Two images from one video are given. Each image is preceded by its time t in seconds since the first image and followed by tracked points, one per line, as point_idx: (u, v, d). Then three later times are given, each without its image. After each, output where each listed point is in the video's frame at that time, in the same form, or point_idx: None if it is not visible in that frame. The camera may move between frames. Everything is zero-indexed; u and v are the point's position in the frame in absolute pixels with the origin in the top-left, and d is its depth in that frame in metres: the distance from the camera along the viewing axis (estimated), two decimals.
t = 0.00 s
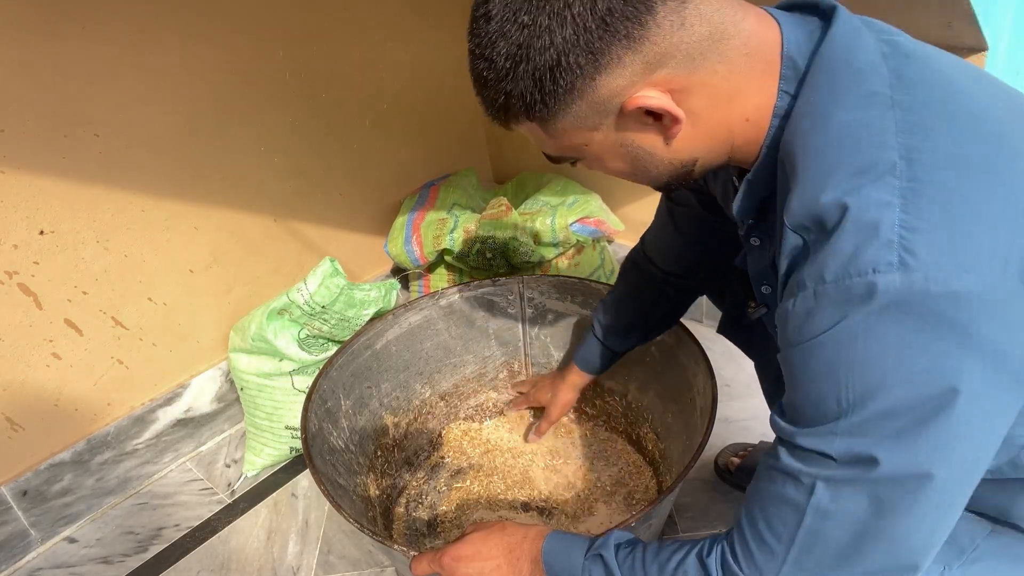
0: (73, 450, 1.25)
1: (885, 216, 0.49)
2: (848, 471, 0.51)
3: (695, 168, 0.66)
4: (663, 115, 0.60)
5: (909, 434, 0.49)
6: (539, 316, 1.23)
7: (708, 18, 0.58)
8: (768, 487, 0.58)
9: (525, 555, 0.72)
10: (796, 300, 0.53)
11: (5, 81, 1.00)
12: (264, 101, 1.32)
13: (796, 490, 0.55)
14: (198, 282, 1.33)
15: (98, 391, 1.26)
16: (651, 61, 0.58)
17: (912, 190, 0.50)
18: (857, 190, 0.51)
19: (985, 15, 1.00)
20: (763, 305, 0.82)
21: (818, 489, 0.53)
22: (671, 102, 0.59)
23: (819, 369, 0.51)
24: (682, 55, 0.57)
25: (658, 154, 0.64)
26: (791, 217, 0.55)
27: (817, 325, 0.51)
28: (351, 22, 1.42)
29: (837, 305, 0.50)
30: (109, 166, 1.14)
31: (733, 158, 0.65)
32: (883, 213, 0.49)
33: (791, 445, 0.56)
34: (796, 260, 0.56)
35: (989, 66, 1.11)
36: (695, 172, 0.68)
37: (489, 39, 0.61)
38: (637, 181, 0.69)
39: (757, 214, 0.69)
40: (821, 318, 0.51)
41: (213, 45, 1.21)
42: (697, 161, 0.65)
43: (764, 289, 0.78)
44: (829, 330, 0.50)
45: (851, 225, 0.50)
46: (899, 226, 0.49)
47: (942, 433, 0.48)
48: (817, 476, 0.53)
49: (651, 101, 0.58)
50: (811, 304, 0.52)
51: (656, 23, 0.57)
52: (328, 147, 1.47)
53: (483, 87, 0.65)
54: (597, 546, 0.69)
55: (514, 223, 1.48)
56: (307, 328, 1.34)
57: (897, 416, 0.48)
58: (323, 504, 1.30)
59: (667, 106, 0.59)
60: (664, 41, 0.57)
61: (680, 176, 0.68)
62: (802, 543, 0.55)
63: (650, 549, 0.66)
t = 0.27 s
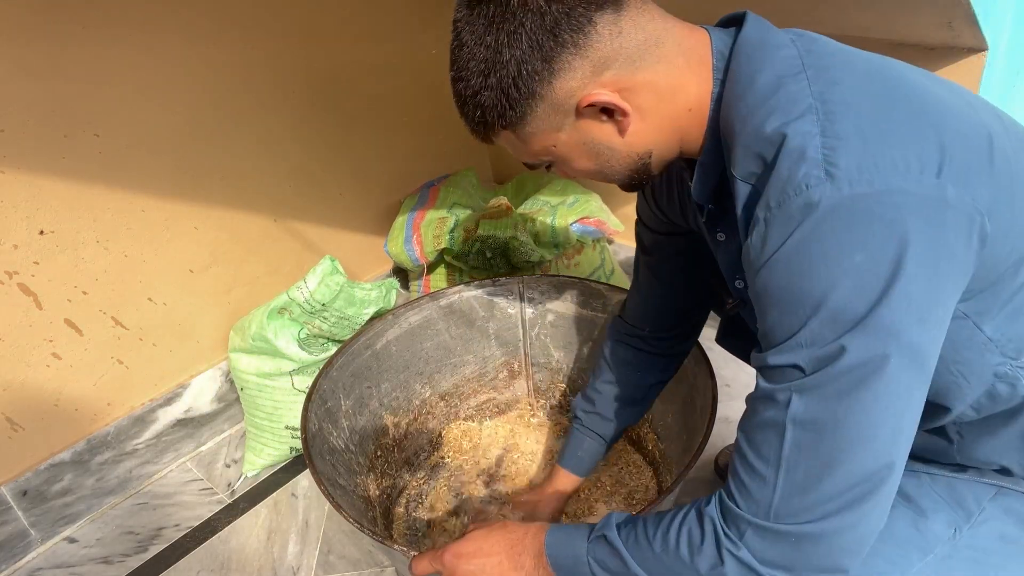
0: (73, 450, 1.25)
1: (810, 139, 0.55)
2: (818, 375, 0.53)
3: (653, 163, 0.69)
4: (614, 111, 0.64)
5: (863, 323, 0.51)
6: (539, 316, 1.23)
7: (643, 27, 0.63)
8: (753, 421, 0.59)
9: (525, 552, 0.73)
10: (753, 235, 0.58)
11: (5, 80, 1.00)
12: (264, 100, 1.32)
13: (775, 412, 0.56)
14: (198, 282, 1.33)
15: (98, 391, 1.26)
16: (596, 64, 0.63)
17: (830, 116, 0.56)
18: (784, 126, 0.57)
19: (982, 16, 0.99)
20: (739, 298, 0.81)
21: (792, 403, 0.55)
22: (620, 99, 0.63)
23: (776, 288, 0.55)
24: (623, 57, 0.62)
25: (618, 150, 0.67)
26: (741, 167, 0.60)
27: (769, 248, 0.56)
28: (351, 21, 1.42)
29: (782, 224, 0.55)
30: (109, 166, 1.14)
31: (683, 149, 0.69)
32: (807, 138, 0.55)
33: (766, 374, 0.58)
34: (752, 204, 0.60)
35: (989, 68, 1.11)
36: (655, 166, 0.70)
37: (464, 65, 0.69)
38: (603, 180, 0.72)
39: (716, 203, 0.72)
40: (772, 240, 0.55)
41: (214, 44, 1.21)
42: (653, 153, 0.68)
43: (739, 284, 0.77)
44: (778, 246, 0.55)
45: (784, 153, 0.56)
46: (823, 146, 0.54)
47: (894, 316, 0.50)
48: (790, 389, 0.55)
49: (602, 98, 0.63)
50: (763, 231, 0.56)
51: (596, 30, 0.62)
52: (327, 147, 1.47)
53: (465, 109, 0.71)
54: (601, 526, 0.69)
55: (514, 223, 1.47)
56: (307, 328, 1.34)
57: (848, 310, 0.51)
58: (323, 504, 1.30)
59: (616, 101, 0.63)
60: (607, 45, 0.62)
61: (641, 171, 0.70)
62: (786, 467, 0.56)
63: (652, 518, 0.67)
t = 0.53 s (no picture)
0: (73, 450, 1.25)
1: (801, 117, 0.55)
2: (810, 351, 0.53)
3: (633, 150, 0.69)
4: (597, 93, 0.64)
5: (855, 298, 0.51)
6: (539, 316, 1.23)
7: (624, 14, 0.64)
8: (746, 389, 0.59)
9: (525, 548, 0.73)
10: (743, 216, 0.57)
11: (5, 80, 1.00)
12: (264, 99, 1.32)
13: (769, 386, 0.56)
14: (198, 282, 1.33)
15: (98, 391, 1.26)
16: (579, 48, 0.62)
17: (819, 95, 0.56)
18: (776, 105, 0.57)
19: (984, 13, 0.99)
20: (723, 282, 0.84)
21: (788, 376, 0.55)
22: (602, 83, 0.63)
23: (768, 265, 0.55)
24: (605, 42, 0.62)
25: (600, 136, 0.67)
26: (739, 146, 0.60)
27: (762, 224, 0.55)
28: (351, 21, 1.42)
29: (773, 204, 0.55)
30: (109, 166, 1.14)
31: (665, 137, 0.70)
32: (797, 115, 0.55)
33: (759, 349, 0.58)
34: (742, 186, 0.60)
35: (990, 68, 1.10)
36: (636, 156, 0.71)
37: (446, 52, 0.68)
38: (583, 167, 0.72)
39: (698, 186, 0.73)
40: (764, 216, 0.55)
41: (214, 44, 1.21)
42: (633, 141, 0.68)
43: (722, 266, 0.79)
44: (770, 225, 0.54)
45: (776, 131, 0.56)
46: (811, 125, 0.54)
47: (883, 292, 0.50)
48: (784, 362, 0.55)
49: (585, 80, 0.63)
50: (755, 209, 0.56)
51: (578, 15, 0.62)
52: (328, 147, 1.47)
53: (447, 97, 0.70)
54: (602, 515, 0.69)
55: (514, 222, 1.48)
56: (306, 328, 1.34)
57: (839, 286, 0.51)
58: (323, 504, 1.30)
59: (598, 85, 0.63)
60: (590, 30, 0.62)
61: (622, 159, 0.70)
62: (782, 440, 0.56)
63: (653, 506, 0.67)
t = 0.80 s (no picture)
0: (73, 450, 1.25)
1: (809, 130, 0.55)
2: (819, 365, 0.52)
3: (633, 169, 0.69)
4: (606, 106, 0.64)
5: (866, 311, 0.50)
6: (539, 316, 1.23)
7: (635, 29, 0.65)
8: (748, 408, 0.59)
9: (524, 549, 0.73)
10: (749, 228, 0.57)
11: (5, 81, 1.00)
12: (264, 100, 1.32)
13: (771, 402, 0.56)
14: (198, 282, 1.33)
15: (98, 391, 1.26)
16: (590, 59, 0.63)
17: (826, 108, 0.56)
18: (784, 118, 0.57)
19: (984, 14, 0.99)
20: (716, 309, 0.80)
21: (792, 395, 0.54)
22: (612, 96, 0.63)
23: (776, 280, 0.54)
24: (614, 55, 0.63)
25: (603, 152, 0.67)
26: (739, 162, 0.60)
27: (770, 239, 0.55)
28: (351, 21, 1.42)
29: (782, 216, 0.54)
30: (109, 166, 1.14)
31: (662, 156, 0.70)
32: (805, 128, 0.55)
33: (763, 366, 0.58)
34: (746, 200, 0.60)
35: (989, 67, 1.11)
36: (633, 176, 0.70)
37: (443, 56, 0.66)
38: (580, 185, 0.70)
39: (694, 211, 0.71)
40: (772, 231, 0.55)
41: (214, 44, 1.21)
42: (635, 159, 0.68)
43: (716, 294, 0.76)
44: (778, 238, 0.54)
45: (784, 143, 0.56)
46: (819, 137, 0.54)
47: (893, 305, 0.50)
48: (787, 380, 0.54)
49: (595, 92, 0.63)
50: (763, 223, 0.56)
51: (592, 27, 0.63)
52: (327, 147, 1.47)
53: (439, 103, 0.67)
54: (598, 520, 0.69)
55: (514, 222, 1.48)
56: (306, 329, 1.34)
57: (849, 299, 0.51)
58: (323, 504, 1.30)
59: (607, 97, 0.63)
60: (600, 45, 0.63)
61: (620, 178, 0.70)
62: (782, 455, 0.55)
63: (649, 511, 0.67)
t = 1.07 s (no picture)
0: (74, 450, 1.25)
1: (844, 193, 0.52)
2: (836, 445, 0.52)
3: (645, 195, 0.66)
4: (619, 133, 0.60)
5: (888, 396, 0.49)
6: (539, 316, 1.23)
7: (652, 42, 0.61)
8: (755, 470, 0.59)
9: (524, 552, 0.72)
10: (769, 283, 0.55)
11: (5, 81, 1.00)
12: (264, 100, 1.32)
13: (781, 468, 0.56)
14: (198, 282, 1.33)
15: (98, 391, 1.26)
16: (604, 84, 0.59)
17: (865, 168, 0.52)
18: (817, 176, 0.53)
19: (984, 14, 0.99)
20: (724, 323, 0.82)
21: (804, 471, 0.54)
22: (628, 120, 0.60)
23: (794, 347, 0.53)
24: (632, 75, 0.59)
25: (614, 178, 0.63)
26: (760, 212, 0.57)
27: (790, 306, 0.53)
28: (350, 22, 1.42)
29: (809, 283, 0.52)
30: (109, 166, 1.14)
31: (678, 180, 0.67)
32: (841, 192, 0.52)
33: (774, 430, 0.57)
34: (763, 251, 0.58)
35: (989, 66, 1.11)
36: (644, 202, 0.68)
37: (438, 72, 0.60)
38: (586, 212, 0.67)
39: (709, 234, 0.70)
40: (793, 298, 0.53)
41: (214, 44, 1.21)
42: (648, 185, 0.65)
43: (724, 308, 0.77)
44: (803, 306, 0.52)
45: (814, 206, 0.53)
46: (856, 200, 0.51)
47: (915, 391, 0.49)
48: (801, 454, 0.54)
49: (609, 120, 0.59)
50: (783, 287, 0.53)
51: (608, 47, 0.59)
52: (327, 148, 1.47)
53: (433, 125, 0.62)
54: (596, 539, 0.68)
55: (513, 222, 1.47)
56: (306, 328, 1.34)
57: (872, 382, 0.50)
58: (323, 504, 1.30)
59: (625, 124, 0.59)
60: (615, 68, 0.59)
61: (629, 205, 0.67)
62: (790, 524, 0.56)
63: (649, 537, 0.66)
